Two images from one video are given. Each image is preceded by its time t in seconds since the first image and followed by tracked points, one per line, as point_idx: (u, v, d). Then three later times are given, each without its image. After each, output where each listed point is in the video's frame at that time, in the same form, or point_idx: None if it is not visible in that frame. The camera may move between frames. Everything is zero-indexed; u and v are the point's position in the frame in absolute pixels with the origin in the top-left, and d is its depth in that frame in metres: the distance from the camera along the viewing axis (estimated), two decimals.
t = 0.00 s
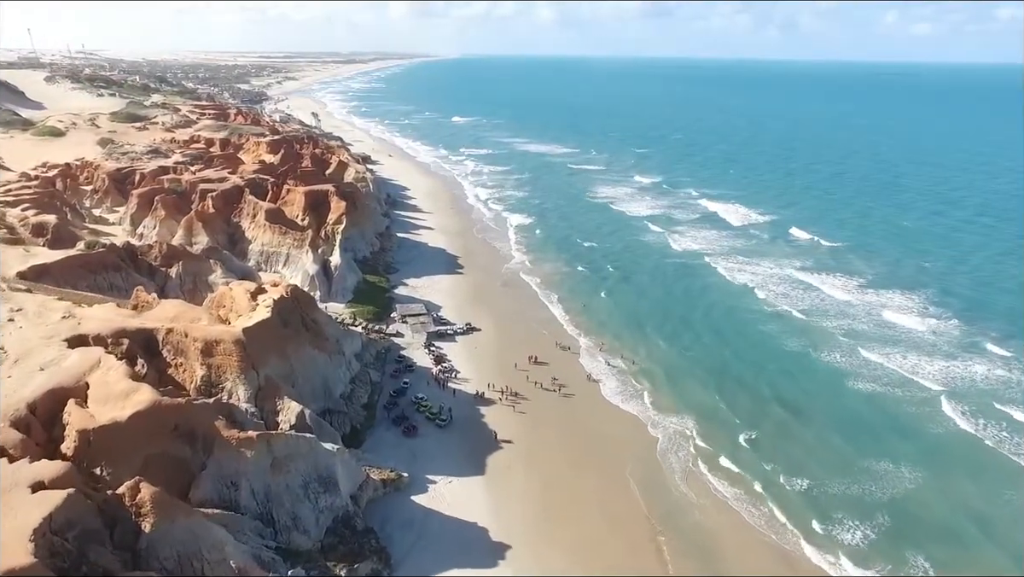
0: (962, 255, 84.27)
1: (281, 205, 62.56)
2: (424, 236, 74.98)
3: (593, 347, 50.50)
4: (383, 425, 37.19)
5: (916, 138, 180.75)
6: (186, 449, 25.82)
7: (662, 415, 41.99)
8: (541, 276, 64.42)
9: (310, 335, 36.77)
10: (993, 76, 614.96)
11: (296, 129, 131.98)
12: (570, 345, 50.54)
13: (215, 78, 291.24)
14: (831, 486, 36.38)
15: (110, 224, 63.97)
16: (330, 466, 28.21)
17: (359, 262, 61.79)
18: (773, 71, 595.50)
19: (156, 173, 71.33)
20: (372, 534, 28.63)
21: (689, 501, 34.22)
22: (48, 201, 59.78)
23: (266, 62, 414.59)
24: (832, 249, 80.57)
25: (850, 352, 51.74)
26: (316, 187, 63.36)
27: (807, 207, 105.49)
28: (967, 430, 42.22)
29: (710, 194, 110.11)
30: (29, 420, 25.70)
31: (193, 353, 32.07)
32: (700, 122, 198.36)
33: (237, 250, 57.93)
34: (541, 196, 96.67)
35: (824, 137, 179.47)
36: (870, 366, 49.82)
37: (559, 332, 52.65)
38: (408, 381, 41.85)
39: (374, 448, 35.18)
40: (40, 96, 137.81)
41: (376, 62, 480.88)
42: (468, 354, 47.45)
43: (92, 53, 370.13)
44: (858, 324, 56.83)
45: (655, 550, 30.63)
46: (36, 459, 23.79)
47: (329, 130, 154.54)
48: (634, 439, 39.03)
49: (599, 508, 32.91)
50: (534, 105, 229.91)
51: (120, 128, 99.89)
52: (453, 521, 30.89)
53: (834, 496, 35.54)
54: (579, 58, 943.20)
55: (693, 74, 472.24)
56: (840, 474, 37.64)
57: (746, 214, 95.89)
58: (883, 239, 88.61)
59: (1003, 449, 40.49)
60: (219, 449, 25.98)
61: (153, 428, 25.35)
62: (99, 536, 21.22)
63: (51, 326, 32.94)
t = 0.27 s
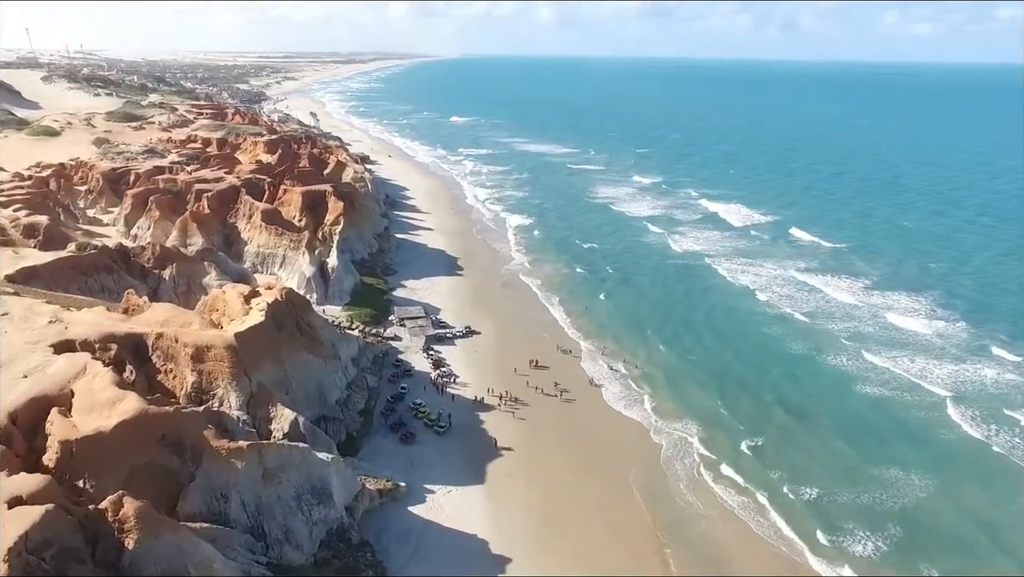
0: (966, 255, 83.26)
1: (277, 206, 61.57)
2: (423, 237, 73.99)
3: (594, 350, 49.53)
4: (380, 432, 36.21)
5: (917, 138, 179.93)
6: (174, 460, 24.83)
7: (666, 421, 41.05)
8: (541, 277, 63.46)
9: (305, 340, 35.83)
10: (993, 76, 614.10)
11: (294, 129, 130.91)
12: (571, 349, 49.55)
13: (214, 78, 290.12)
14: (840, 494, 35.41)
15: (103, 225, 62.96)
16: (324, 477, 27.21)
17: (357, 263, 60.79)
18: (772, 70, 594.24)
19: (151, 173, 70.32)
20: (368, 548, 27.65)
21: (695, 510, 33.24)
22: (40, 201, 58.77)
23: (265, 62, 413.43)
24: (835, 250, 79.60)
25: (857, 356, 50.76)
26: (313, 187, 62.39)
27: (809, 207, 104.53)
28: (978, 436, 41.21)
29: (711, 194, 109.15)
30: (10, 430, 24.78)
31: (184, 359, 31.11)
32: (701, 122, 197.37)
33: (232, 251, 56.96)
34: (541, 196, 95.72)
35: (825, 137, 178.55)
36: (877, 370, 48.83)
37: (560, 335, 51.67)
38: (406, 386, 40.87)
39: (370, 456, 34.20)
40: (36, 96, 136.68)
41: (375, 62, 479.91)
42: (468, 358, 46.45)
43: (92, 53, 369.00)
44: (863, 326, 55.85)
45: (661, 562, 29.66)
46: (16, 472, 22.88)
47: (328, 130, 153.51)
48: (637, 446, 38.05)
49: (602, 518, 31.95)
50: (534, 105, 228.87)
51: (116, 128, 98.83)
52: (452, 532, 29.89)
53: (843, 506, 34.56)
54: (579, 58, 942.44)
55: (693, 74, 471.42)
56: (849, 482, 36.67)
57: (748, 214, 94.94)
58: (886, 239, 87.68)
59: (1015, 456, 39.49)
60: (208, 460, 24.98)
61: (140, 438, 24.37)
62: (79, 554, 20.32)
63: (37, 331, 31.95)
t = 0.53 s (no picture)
0: (972, 257, 82.21)
1: (274, 207, 60.58)
2: (422, 238, 72.99)
3: (596, 355, 48.56)
4: (377, 440, 35.22)
5: (918, 138, 179.03)
6: (161, 472, 23.89)
7: (671, 428, 40.10)
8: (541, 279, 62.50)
9: (299, 345, 34.88)
10: (994, 76, 613.28)
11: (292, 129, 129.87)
12: (573, 353, 48.57)
13: (213, 79, 289.12)
14: (851, 504, 34.44)
15: (97, 226, 61.93)
16: (318, 489, 26.26)
17: (354, 265, 59.77)
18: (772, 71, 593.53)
19: (146, 173, 69.29)
20: (363, 563, 26.70)
21: (702, 522, 32.22)
22: (32, 202, 57.73)
23: (265, 62, 412.10)
24: (838, 251, 78.65)
25: (863, 360, 49.75)
26: (310, 188, 61.40)
27: (811, 208, 103.56)
28: (991, 444, 40.20)
29: (712, 194, 108.19)
30: None
31: (173, 366, 30.08)
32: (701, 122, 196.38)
33: (227, 253, 55.96)
34: (540, 197, 94.74)
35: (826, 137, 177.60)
36: (884, 374, 47.83)
37: (561, 339, 50.69)
38: (403, 392, 39.84)
39: (366, 465, 33.20)
40: (33, 95, 135.64)
41: (374, 62, 478.83)
42: (467, 362, 45.42)
43: (90, 53, 368.03)
44: (868, 329, 54.87)
45: None
46: None
47: (326, 130, 152.44)
48: (641, 454, 37.06)
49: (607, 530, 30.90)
50: (534, 105, 227.79)
51: (111, 128, 97.80)
52: (450, 545, 28.90)
53: (855, 517, 33.56)
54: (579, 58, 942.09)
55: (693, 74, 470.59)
56: (860, 491, 35.67)
57: (750, 215, 93.94)
58: (889, 240, 86.75)
59: None
60: (196, 472, 24.01)
61: (124, 449, 23.42)
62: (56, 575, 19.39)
63: (22, 336, 30.94)
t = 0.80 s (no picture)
0: (978, 258, 81.22)
1: (270, 208, 59.59)
2: (421, 239, 72.00)
3: (597, 358, 47.54)
4: (373, 448, 34.20)
5: (919, 138, 178.09)
6: (146, 485, 22.85)
7: (676, 434, 39.14)
8: (541, 281, 61.52)
9: (293, 351, 33.89)
10: (994, 75, 612.27)
11: (291, 128, 128.76)
12: (575, 357, 47.55)
13: (212, 79, 288.21)
14: (863, 515, 33.49)
15: (90, 227, 60.89)
16: (310, 502, 25.23)
17: (352, 267, 58.77)
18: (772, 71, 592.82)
19: (141, 173, 68.28)
20: None
21: (709, 534, 31.22)
22: (24, 202, 56.70)
23: (264, 62, 410.99)
24: (842, 252, 77.68)
25: (872, 363, 48.75)
26: (307, 188, 60.42)
27: (812, 208, 102.58)
28: (1004, 451, 39.17)
29: (714, 194, 107.20)
30: None
31: (162, 372, 29.04)
32: (702, 122, 195.40)
33: (222, 255, 55.01)
34: (540, 198, 93.74)
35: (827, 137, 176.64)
36: (894, 378, 46.81)
37: (562, 343, 49.68)
38: (401, 398, 38.84)
39: (362, 475, 32.20)
40: (29, 95, 134.56)
41: (374, 62, 477.76)
42: (466, 366, 44.39)
43: (89, 53, 367.42)
44: (874, 332, 53.87)
45: None
46: None
47: (324, 130, 151.40)
48: (646, 463, 36.02)
49: (611, 543, 29.89)
50: (534, 104, 226.73)
51: (107, 128, 96.73)
52: (448, 558, 27.88)
53: (866, 529, 32.58)
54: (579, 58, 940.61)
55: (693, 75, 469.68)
56: (871, 501, 34.68)
57: (752, 215, 92.96)
58: (893, 241, 85.76)
59: None
60: (182, 485, 22.97)
61: (106, 462, 22.37)
62: None
63: (6, 341, 29.94)
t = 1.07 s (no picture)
0: (984, 259, 80.12)
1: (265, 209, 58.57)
2: (420, 240, 70.97)
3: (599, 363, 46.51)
4: (369, 457, 33.13)
5: (921, 138, 177.00)
6: (129, 501, 21.91)
7: (681, 442, 38.14)
8: (541, 283, 60.48)
9: (286, 357, 32.82)
10: (993, 76, 610.04)
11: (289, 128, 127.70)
12: (577, 362, 46.49)
13: (211, 79, 287.13)
14: (875, 527, 32.48)
15: (83, 228, 59.88)
16: (302, 517, 24.14)
17: (349, 269, 57.72)
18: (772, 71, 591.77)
19: (135, 173, 67.25)
20: None
21: (716, 547, 30.19)
22: (15, 203, 55.70)
23: (263, 62, 409.97)
24: (846, 253, 76.62)
25: (881, 368, 47.66)
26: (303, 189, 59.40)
27: (815, 209, 101.52)
28: (1019, 460, 38.05)
29: (716, 195, 106.16)
30: None
31: (149, 381, 27.95)
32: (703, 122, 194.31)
33: (216, 257, 54.03)
34: (540, 198, 92.66)
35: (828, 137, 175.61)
36: (904, 383, 45.74)
37: (563, 347, 48.63)
38: (398, 405, 37.76)
39: (357, 486, 31.12)
40: (25, 94, 133.48)
41: (373, 62, 476.79)
42: (465, 371, 43.31)
43: (88, 53, 366.70)
44: (881, 335, 52.77)
45: None
46: None
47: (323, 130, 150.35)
48: (650, 473, 34.97)
49: (615, 558, 28.83)
50: (533, 104, 225.64)
51: (102, 127, 95.70)
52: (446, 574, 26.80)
53: (879, 542, 31.54)
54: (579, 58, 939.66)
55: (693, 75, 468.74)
56: (884, 513, 33.62)
57: (754, 216, 91.87)
58: (898, 242, 84.65)
59: None
60: (167, 501, 21.95)
61: (86, 477, 21.51)
62: None
63: None
